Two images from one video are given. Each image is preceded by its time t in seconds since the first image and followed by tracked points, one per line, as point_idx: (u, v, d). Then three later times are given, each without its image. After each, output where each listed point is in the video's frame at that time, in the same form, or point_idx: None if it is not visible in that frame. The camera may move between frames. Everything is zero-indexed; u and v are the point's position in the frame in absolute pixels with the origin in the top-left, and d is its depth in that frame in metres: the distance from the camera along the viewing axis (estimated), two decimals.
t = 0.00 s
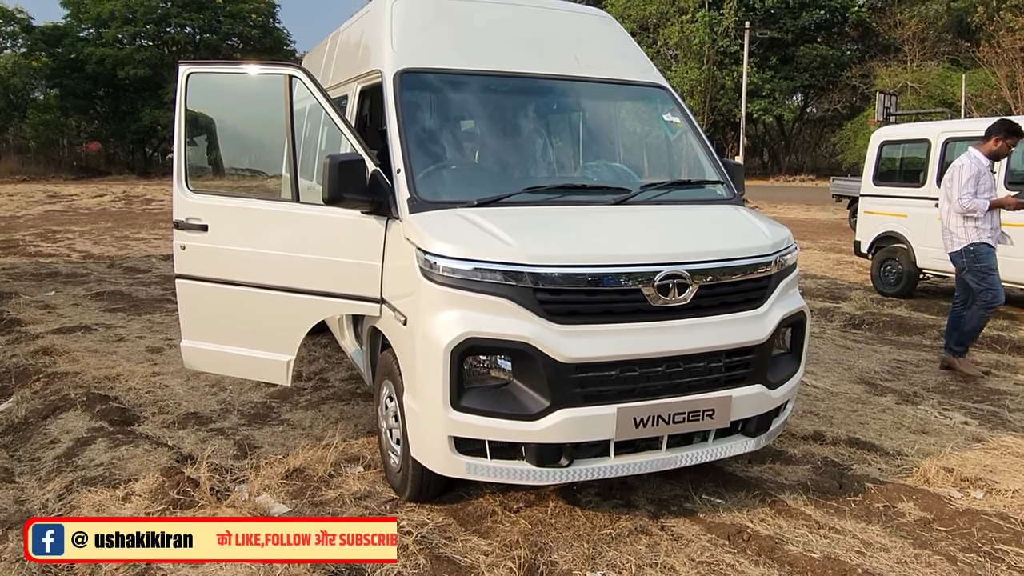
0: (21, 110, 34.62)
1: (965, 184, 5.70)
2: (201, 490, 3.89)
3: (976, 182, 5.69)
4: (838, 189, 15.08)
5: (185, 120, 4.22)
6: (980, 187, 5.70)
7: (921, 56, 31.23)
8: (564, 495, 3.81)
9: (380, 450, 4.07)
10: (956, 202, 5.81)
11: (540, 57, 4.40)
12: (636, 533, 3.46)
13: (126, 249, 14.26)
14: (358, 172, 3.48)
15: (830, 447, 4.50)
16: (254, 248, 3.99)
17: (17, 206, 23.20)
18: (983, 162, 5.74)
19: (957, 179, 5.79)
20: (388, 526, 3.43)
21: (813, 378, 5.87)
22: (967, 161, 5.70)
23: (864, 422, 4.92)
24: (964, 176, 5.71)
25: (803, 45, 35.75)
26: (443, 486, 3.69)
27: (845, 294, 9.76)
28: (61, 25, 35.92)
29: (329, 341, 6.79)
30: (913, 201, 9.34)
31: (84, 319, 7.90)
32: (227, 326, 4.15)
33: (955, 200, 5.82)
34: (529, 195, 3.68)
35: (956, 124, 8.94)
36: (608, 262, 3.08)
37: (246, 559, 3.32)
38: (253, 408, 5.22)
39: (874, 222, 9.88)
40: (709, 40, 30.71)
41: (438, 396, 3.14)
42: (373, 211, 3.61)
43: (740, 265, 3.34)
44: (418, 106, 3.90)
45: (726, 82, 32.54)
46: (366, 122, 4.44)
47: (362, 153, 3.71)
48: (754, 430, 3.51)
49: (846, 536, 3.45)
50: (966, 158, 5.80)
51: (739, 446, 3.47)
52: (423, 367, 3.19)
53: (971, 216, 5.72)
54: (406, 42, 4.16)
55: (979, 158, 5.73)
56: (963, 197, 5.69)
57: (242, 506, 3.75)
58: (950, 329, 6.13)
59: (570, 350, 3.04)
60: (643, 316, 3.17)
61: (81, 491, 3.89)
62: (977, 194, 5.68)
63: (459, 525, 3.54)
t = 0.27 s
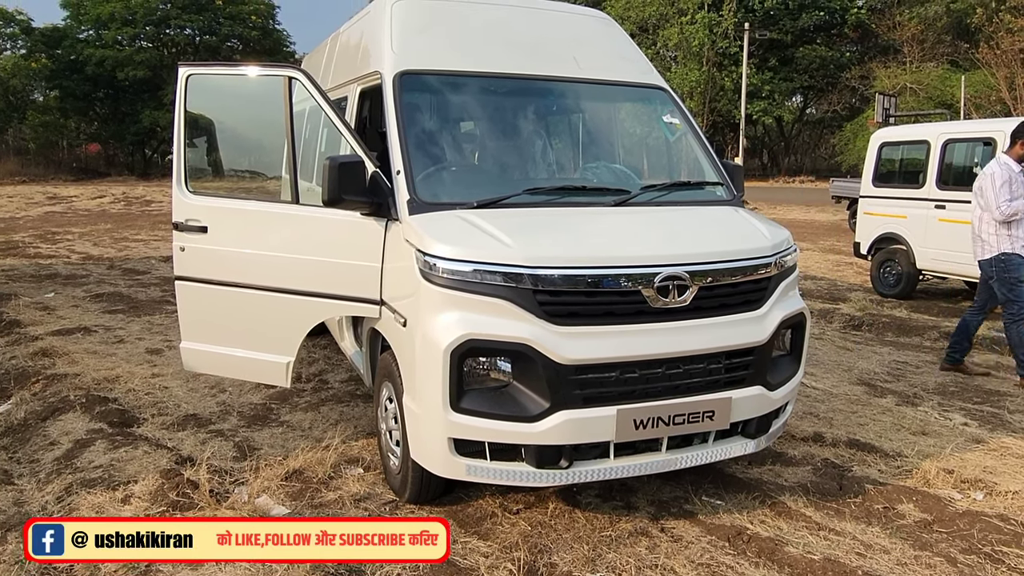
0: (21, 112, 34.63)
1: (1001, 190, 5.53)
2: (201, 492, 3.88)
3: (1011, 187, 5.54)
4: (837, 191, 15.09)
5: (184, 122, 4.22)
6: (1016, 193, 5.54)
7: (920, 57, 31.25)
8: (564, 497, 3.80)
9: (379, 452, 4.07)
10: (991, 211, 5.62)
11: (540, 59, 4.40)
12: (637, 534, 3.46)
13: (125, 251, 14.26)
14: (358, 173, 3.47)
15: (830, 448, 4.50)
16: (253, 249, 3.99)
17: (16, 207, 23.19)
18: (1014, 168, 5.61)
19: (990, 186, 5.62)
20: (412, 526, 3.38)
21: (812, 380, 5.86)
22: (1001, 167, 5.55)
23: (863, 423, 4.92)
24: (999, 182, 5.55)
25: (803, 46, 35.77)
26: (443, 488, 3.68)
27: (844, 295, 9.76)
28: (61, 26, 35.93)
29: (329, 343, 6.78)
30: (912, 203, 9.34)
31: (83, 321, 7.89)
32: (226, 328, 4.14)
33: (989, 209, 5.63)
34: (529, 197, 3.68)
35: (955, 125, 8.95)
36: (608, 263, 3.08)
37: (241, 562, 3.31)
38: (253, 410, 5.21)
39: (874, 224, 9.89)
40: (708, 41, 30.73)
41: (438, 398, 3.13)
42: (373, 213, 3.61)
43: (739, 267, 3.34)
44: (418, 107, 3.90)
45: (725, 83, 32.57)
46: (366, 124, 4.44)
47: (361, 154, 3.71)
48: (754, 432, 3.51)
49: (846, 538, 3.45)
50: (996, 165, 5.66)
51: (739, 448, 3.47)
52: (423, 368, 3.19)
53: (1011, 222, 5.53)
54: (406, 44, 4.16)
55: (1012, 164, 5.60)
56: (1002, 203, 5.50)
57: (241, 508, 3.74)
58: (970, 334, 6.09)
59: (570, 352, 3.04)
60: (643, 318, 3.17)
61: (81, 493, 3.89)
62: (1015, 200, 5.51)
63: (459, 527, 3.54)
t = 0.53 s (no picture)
0: (20, 112, 34.61)
1: None
2: (198, 493, 3.87)
3: None
4: (837, 190, 15.08)
5: (181, 122, 4.21)
6: None
7: (919, 57, 31.27)
8: (562, 498, 3.79)
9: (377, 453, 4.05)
10: None
11: (538, 59, 4.39)
12: (635, 536, 3.45)
13: (124, 252, 14.22)
14: (355, 174, 3.46)
15: (829, 449, 4.49)
16: (250, 250, 3.97)
17: (15, 208, 23.17)
18: None
19: None
20: (412, 526, 3.38)
21: (811, 380, 5.85)
22: None
23: (862, 424, 4.91)
24: None
25: (802, 46, 35.78)
26: (441, 489, 3.67)
27: (843, 295, 9.75)
28: (60, 27, 35.91)
29: (327, 343, 6.77)
30: (912, 203, 9.33)
31: (81, 322, 7.88)
32: (223, 329, 4.12)
33: None
34: (527, 197, 3.66)
35: (954, 125, 8.95)
36: (607, 263, 3.07)
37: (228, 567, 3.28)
38: (251, 411, 5.20)
39: (873, 224, 9.88)
40: (708, 41, 30.71)
41: (436, 399, 3.12)
42: (370, 213, 3.60)
43: (738, 267, 3.33)
44: (416, 107, 3.88)
45: (725, 83, 32.60)
46: (362, 124, 4.43)
47: (359, 155, 3.69)
48: (753, 433, 3.49)
49: (845, 539, 3.44)
50: None
51: (738, 449, 3.46)
52: (420, 370, 3.17)
53: None
54: (404, 44, 4.15)
55: None
56: None
57: (238, 510, 3.73)
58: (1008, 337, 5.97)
59: (568, 353, 3.03)
60: (641, 319, 3.16)
61: (77, 495, 3.87)
62: None
63: (457, 529, 3.53)
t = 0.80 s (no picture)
0: (20, 113, 34.60)
1: None
2: (193, 495, 3.84)
3: None
4: (837, 190, 15.05)
5: (176, 123, 4.19)
6: None
7: (919, 56, 31.25)
8: (560, 500, 3.76)
9: (374, 455, 4.03)
10: None
11: (536, 57, 4.37)
12: (633, 538, 3.42)
13: (123, 252, 14.19)
14: (351, 174, 3.44)
15: (829, 450, 4.46)
16: (246, 250, 3.94)
17: (15, 208, 23.16)
18: None
19: None
20: (412, 526, 3.36)
21: (811, 380, 5.82)
22: None
23: (863, 424, 4.88)
24: None
25: (802, 45, 35.75)
26: (438, 491, 3.64)
27: (843, 295, 9.72)
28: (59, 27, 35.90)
29: (325, 344, 6.74)
30: (912, 202, 9.30)
31: (78, 322, 7.85)
32: (219, 330, 4.10)
33: None
34: (525, 197, 3.64)
35: (954, 124, 8.92)
36: (605, 263, 3.05)
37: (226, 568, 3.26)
38: (248, 412, 5.18)
39: (873, 223, 9.85)
40: (708, 41, 30.68)
41: (432, 400, 3.09)
42: (366, 213, 3.57)
43: (737, 267, 3.30)
44: (413, 107, 3.86)
45: (724, 82, 32.60)
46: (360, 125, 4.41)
47: (355, 154, 3.67)
48: (752, 434, 3.47)
49: (845, 541, 3.41)
50: None
51: (737, 450, 3.43)
52: (417, 371, 3.14)
53: None
54: (401, 43, 4.12)
55: None
56: None
57: (234, 512, 3.70)
58: None
59: (565, 353, 3.00)
60: (639, 319, 3.13)
61: (72, 497, 3.85)
62: None
63: (454, 531, 3.50)
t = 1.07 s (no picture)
0: (19, 113, 34.55)
1: None
2: (184, 499, 3.80)
3: None
4: (837, 189, 15.00)
5: (167, 122, 4.14)
6: None
7: (919, 55, 31.21)
8: (555, 504, 3.72)
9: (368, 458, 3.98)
10: None
11: (532, 55, 4.32)
12: (629, 542, 3.38)
13: (120, 252, 14.14)
14: (343, 173, 3.38)
15: (828, 452, 4.41)
16: (237, 251, 3.89)
17: (14, 208, 23.13)
18: None
19: None
20: (412, 525, 3.34)
21: (810, 381, 5.77)
22: None
23: (862, 426, 4.83)
24: None
25: (801, 44, 35.70)
26: (431, 495, 3.60)
27: (843, 294, 9.68)
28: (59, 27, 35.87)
29: (321, 345, 6.70)
30: (912, 201, 9.25)
31: (73, 323, 7.80)
32: (211, 332, 4.04)
33: None
34: (519, 196, 3.59)
35: (954, 123, 8.87)
36: (600, 264, 3.00)
37: (225, 569, 3.25)
38: (242, 414, 5.13)
39: (873, 222, 9.80)
40: (708, 40, 30.62)
41: (425, 404, 3.04)
42: (359, 213, 3.52)
43: (735, 267, 3.25)
44: (407, 105, 3.81)
45: (724, 82, 32.61)
46: (354, 123, 4.36)
47: (348, 154, 3.61)
48: (750, 437, 3.42)
49: (845, 546, 3.36)
50: None
51: (735, 453, 3.38)
52: (409, 373, 3.09)
53: None
54: (394, 41, 4.07)
55: None
56: None
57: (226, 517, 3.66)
58: None
59: (560, 356, 2.95)
60: (635, 321, 3.09)
61: (61, 501, 3.80)
62: None
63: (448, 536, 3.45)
